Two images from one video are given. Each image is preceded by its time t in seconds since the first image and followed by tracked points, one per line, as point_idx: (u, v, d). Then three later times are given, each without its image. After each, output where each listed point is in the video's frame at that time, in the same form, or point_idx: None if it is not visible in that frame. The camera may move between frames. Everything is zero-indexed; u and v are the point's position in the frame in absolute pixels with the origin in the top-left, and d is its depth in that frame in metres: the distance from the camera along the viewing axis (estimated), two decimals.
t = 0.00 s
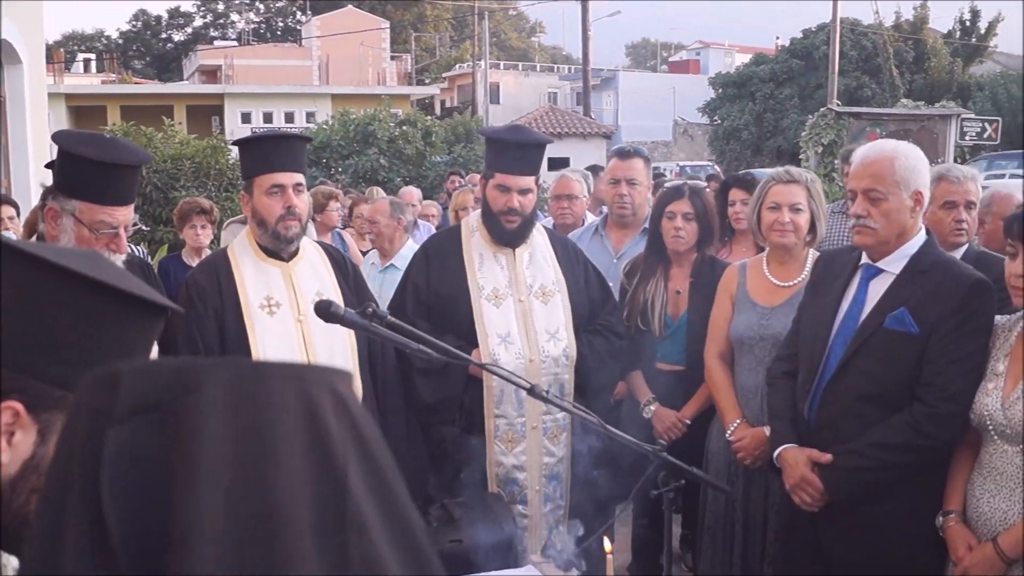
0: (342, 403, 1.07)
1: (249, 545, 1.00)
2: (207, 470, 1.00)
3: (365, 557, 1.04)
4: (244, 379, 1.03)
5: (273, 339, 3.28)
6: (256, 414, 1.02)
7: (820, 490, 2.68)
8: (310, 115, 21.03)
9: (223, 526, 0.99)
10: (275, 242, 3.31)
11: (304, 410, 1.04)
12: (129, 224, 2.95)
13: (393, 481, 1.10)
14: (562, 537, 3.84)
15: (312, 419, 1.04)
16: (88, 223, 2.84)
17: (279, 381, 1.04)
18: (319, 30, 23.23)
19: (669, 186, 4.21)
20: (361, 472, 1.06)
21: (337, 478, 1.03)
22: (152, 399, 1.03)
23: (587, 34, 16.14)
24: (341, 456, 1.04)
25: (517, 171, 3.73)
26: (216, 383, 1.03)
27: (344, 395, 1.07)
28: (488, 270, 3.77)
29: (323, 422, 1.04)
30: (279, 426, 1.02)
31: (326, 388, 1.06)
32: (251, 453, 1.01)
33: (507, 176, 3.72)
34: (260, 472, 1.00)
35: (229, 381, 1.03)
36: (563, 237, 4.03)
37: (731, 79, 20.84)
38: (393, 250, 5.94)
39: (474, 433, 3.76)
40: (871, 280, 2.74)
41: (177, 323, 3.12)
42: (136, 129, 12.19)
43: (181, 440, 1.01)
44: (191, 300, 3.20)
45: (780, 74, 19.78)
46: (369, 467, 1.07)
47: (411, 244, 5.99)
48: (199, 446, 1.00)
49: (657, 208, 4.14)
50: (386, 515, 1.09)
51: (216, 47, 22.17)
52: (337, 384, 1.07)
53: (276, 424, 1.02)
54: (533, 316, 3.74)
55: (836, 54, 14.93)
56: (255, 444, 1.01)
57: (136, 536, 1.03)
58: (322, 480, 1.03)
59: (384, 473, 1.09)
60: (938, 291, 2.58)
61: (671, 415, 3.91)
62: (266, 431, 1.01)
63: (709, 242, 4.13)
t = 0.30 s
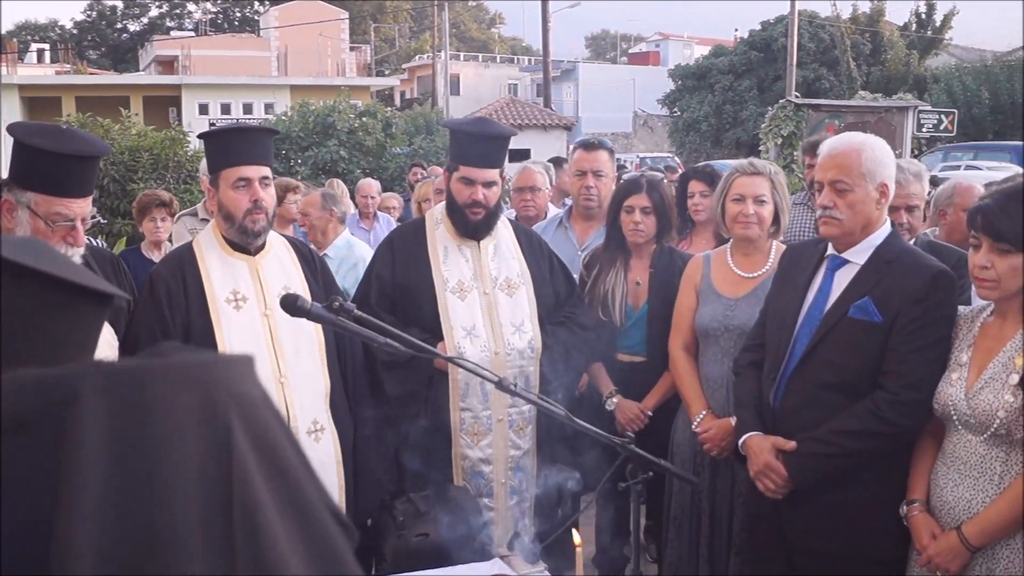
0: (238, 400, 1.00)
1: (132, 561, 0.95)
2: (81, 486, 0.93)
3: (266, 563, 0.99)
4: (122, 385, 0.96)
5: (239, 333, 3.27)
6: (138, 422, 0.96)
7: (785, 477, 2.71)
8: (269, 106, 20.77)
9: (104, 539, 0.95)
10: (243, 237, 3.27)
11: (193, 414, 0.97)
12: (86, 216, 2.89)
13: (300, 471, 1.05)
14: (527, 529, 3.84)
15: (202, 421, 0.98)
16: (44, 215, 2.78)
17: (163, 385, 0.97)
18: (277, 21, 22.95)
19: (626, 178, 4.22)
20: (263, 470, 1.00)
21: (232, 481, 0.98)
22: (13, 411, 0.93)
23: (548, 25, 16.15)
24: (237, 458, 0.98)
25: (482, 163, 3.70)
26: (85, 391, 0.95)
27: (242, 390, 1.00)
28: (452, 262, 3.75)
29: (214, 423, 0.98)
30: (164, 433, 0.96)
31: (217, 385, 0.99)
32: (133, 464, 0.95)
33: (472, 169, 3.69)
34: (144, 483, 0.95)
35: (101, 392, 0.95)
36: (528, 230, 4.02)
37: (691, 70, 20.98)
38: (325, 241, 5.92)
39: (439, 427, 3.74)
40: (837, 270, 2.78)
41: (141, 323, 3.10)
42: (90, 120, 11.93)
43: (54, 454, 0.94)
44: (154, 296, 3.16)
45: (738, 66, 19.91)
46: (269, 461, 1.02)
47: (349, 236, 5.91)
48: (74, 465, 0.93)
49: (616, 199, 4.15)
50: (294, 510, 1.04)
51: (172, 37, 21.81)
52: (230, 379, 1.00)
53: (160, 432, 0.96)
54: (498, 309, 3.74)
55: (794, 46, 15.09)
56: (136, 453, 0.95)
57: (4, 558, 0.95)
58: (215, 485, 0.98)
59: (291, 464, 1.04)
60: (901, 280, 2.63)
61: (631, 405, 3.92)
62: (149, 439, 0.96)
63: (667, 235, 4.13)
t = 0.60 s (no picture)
0: (154, 398, 1.43)
1: (73, 516, 1.36)
2: (35, 466, 1.34)
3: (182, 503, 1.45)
4: (60, 397, 1.35)
5: (212, 329, 3.26)
6: (89, 425, 1.36)
7: (761, 470, 2.72)
8: (234, 99, 20.53)
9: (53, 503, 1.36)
10: (215, 232, 3.22)
11: (122, 408, 1.39)
12: (49, 210, 2.84)
13: (209, 435, 1.52)
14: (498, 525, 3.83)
15: (128, 413, 1.40)
16: (6, 209, 2.71)
17: (93, 394, 1.37)
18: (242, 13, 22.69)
19: (597, 174, 4.19)
20: (186, 450, 1.46)
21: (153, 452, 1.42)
22: None
23: (516, 19, 16.14)
24: (158, 435, 1.42)
25: (454, 159, 3.67)
26: (31, 403, 1.33)
27: (157, 390, 1.43)
28: (424, 258, 3.72)
29: (138, 414, 1.41)
30: (95, 426, 1.36)
31: (142, 388, 1.42)
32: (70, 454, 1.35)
33: (445, 164, 3.66)
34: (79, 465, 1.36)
35: (45, 403, 1.34)
36: (499, 225, 4.00)
37: (657, 65, 21.09)
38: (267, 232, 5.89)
39: (411, 423, 3.72)
40: (809, 263, 2.81)
41: (109, 325, 3.12)
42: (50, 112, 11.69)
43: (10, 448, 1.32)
44: (124, 296, 3.16)
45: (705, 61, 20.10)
46: (183, 433, 1.47)
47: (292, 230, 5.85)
48: (42, 454, 1.34)
49: (587, 195, 4.14)
50: (205, 467, 1.50)
51: (134, 29, 21.46)
52: (150, 382, 1.43)
53: (91, 427, 1.36)
54: (470, 305, 3.71)
55: (759, 41, 15.24)
56: (70, 444, 1.35)
57: None
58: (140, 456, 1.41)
59: (201, 431, 1.50)
60: (874, 273, 2.66)
61: (603, 400, 3.93)
62: (82, 432, 1.35)
63: (639, 230, 4.12)
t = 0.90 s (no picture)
0: (138, 413, 1.41)
1: (47, 531, 1.34)
2: (13, 479, 1.33)
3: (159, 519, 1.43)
4: (46, 411, 1.34)
5: (175, 327, 3.19)
6: (63, 441, 1.35)
7: (739, 464, 2.74)
8: (192, 92, 20.21)
9: (30, 514, 1.34)
10: (179, 228, 3.16)
11: (104, 423, 1.38)
12: (12, 206, 2.76)
13: (191, 451, 1.49)
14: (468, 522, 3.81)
15: (111, 428, 1.39)
16: None
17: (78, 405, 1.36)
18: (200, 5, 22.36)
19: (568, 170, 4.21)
20: (164, 469, 1.44)
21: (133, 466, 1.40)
22: None
23: (478, 13, 16.09)
24: (142, 451, 1.41)
25: (423, 153, 3.64)
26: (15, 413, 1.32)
27: (142, 405, 1.42)
28: (393, 253, 3.69)
29: (120, 430, 1.39)
30: (76, 440, 1.35)
31: (126, 403, 1.40)
32: (51, 463, 1.34)
33: (414, 159, 3.63)
34: (53, 480, 1.34)
35: (24, 412, 1.33)
36: (468, 220, 3.98)
37: (618, 59, 21.17)
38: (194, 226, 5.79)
39: (381, 421, 3.69)
40: (781, 257, 2.85)
41: (71, 320, 3.06)
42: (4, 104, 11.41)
43: None
44: (87, 294, 3.10)
45: (666, 55, 20.24)
46: (165, 450, 1.45)
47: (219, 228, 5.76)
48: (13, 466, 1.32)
49: (557, 191, 4.15)
50: (183, 487, 1.48)
51: (89, 20, 21.04)
52: (135, 399, 1.41)
53: (69, 442, 1.35)
54: (439, 301, 3.68)
55: (720, 36, 15.36)
56: (51, 457, 1.33)
57: None
58: (121, 471, 1.39)
59: (183, 449, 1.47)
60: (844, 267, 2.70)
61: (573, 395, 3.92)
62: (62, 445, 1.34)
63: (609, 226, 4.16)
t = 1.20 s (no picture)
0: (107, 445, 1.42)
1: None
2: None
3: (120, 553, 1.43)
4: (17, 437, 1.37)
5: (147, 333, 3.15)
6: (20, 469, 1.36)
7: (722, 462, 2.83)
8: (155, 92, 19.93)
9: None
10: (153, 232, 3.15)
11: (70, 453, 1.39)
12: None
13: (159, 488, 1.49)
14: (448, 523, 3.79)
15: (76, 458, 1.40)
16: None
17: (48, 433, 1.38)
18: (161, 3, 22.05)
19: (543, 168, 4.22)
20: (128, 502, 1.44)
21: (95, 498, 1.40)
22: None
23: (442, 10, 16.03)
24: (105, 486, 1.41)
25: (394, 150, 3.61)
26: None
27: (112, 438, 1.43)
28: (367, 253, 3.65)
29: (87, 460, 1.40)
30: (33, 470, 1.37)
31: (95, 433, 1.41)
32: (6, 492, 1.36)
33: (384, 156, 3.60)
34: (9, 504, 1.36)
35: None
36: (441, 218, 3.95)
37: (583, 55, 21.22)
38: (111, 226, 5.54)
39: (359, 422, 3.67)
40: (758, 253, 2.95)
41: (42, 321, 3.00)
42: None
43: None
44: (56, 297, 3.04)
45: (630, 52, 20.45)
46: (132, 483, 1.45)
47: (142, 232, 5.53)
48: None
49: (531, 189, 4.16)
50: (148, 522, 1.47)
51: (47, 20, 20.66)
52: (100, 433, 1.42)
53: (27, 471, 1.36)
54: (414, 300, 3.66)
55: (684, 31, 15.45)
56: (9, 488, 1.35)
57: None
58: (85, 503, 1.40)
59: (149, 485, 1.47)
60: (823, 263, 2.80)
61: (551, 394, 3.95)
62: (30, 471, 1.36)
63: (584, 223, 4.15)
